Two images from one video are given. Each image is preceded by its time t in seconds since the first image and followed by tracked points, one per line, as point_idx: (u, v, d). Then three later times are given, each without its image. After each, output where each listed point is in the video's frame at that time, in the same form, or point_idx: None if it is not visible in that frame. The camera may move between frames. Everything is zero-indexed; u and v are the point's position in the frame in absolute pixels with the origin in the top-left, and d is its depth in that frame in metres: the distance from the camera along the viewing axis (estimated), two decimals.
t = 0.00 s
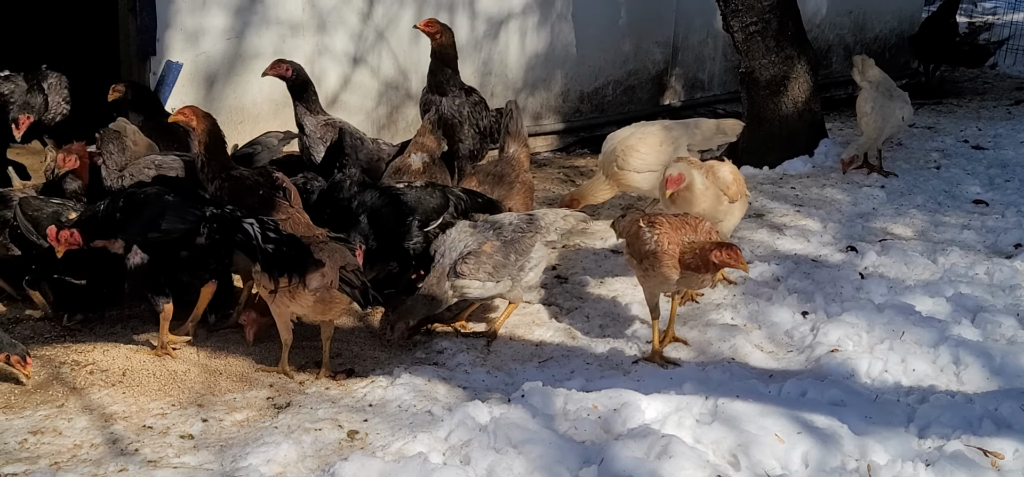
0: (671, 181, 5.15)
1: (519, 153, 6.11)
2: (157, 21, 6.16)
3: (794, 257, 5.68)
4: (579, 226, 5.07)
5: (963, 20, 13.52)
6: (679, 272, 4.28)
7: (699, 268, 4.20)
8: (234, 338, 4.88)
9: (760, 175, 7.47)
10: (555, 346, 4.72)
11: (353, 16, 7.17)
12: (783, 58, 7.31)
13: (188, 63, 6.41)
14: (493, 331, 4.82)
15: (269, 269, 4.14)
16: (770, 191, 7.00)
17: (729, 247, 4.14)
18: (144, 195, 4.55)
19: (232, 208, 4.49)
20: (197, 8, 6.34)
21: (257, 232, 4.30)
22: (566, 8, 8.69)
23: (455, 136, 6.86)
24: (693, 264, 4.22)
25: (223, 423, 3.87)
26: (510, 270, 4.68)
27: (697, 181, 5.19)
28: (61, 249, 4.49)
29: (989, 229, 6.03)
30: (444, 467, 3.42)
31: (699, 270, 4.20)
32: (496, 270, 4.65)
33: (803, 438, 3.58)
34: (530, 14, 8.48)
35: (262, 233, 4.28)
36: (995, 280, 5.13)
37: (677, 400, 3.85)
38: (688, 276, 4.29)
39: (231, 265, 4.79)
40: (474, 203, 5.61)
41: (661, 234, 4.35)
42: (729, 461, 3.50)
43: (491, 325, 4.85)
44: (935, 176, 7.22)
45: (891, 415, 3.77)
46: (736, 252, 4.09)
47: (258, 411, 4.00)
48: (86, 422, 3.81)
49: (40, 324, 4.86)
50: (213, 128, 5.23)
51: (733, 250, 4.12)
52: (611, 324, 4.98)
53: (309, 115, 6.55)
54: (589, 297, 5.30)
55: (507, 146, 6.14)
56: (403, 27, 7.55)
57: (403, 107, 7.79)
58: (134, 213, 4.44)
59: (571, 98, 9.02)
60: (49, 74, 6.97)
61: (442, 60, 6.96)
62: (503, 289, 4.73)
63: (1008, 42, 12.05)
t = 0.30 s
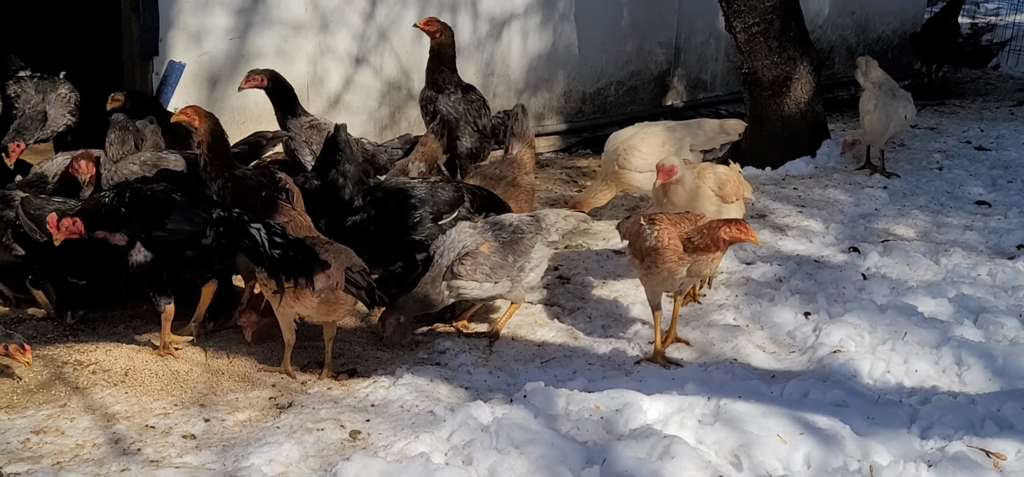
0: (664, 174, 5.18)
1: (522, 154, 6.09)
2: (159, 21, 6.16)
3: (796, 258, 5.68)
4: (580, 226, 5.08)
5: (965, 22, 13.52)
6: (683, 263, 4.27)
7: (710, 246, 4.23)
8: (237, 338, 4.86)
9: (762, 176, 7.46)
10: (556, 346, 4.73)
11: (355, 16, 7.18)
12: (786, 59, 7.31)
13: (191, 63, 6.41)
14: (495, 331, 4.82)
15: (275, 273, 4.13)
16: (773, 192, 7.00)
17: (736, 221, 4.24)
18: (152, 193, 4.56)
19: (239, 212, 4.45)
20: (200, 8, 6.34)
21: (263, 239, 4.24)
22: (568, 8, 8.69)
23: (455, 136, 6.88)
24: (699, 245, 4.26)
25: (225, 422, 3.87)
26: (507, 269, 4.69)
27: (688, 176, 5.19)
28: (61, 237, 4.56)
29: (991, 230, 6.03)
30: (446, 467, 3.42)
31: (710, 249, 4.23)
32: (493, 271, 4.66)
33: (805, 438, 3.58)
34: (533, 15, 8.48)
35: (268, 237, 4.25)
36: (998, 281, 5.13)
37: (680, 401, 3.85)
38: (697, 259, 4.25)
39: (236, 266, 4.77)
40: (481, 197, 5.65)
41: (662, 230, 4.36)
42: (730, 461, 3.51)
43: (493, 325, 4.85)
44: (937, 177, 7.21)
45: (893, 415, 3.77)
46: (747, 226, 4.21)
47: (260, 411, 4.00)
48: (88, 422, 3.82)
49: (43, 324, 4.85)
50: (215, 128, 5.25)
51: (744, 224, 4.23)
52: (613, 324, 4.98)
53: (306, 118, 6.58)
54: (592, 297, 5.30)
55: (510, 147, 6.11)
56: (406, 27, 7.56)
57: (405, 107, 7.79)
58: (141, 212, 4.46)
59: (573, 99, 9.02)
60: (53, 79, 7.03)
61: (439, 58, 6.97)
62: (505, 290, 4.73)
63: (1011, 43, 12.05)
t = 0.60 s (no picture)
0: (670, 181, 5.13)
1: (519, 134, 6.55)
2: (162, 22, 6.16)
3: (798, 259, 5.68)
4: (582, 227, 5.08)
5: (967, 23, 13.52)
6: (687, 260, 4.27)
7: (715, 241, 4.23)
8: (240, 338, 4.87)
9: (764, 177, 7.46)
10: (558, 347, 4.73)
11: (357, 17, 7.19)
12: (788, 60, 7.31)
13: (193, 64, 6.41)
14: (497, 332, 4.82)
15: (275, 280, 4.19)
16: (775, 193, 7.00)
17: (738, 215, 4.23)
18: (158, 188, 4.54)
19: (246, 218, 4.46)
20: (202, 8, 6.35)
21: (267, 246, 4.26)
22: (570, 9, 8.70)
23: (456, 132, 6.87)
24: (704, 239, 4.27)
25: (227, 423, 3.87)
26: (506, 258, 4.64)
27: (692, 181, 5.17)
28: (48, 206, 4.45)
29: (994, 231, 6.03)
30: (448, 468, 3.43)
31: (715, 243, 4.24)
32: (494, 256, 4.60)
33: (807, 440, 3.58)
34: (535, 15, 8.48)
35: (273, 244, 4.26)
36: (1000, 282, 5.13)
37: (682, 401, 3.85)
38: (701, 254, 4.24)
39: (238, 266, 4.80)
40: (504, 193, 5.59)
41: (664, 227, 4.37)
42: (733, 463, 3.51)
43: (495, 326, 4.85)
44: (939, 178, 7.21)
45: (895, 416, 3.77)
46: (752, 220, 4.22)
47: (262, 412, 4.00)
48: (91, 422, 3.82)
49: (45, 324, 4.84)
50: (218, 127, 5.25)
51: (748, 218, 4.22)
52: (615, 325, 4.98)
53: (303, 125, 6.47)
54: (594, 298, 5.31)
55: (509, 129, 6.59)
56: (408, 28, 7.56)
57: (407, 107, 7.80)
58: (147, 206, 4.44)
59: (575, 99, 9.02)
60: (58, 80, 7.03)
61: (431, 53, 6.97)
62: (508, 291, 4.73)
63: (1013, 44, 12.04)
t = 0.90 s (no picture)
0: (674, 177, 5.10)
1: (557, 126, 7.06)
2: (165, 21, 6.16)
3: (802, 259, 5.68)
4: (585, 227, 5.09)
5: (970, 23, 13.52)
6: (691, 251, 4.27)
7: (722, 230, 4.24)
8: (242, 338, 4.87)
9: (767, 177, 7.46)
10: (561, 347, 4.73)
11: (361, 17, 7.19)
12: (792, 60, 7.32)
13: (196, 64, 6.42)
14: (500, 332, 4.82)
15: (275, 281, 4.20)
16: (777, 193, 7.00)
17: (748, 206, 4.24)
18: (159, 190, 4.58)
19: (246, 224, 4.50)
20: (205, 8, 6.35)
21: (267, 249, 4.29)
22: (573, 9, 8.70)
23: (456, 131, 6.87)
24: (711, 229, 4.27)
25: (230, 423, 3.87)
26: (502, 250, 4.62)
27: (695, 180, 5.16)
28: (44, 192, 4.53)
29: (997, 231, 6.04)
30: (451, 468, 3.43)
31: (722, 231, 4.24)
32: (488, 248, 4.58)
33: (810, 440, 3.58)
34: (538, 16, 8.49)
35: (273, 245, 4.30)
36: (1004, 283, 5.13)
37: (685, 402, 3.85)
38: (705, 244, 4.27)
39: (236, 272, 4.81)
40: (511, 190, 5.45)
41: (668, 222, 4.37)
42: (736, 463, 3.50)
43: (498, 326, 4.86)
44: (941, 179, 7.21)
45: (898, 416, 3.77)
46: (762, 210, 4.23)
47: (265, 411, 4.00)
48: (94, 422, 3.82)
49: (48, 323, 4.84)
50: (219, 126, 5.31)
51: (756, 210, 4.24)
52: (618, 326, 4.99)
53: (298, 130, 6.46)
54: (596, 298, 5.31)
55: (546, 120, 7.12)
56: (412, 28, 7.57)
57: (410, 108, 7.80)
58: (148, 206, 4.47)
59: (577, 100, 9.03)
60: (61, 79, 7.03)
61: (426, 58, 7.05)
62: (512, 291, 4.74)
63: (1016, 45, 12.04)
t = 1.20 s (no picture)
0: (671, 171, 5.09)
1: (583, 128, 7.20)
2: (167, 21, 6.17)
3: (803, 260, 5.68)
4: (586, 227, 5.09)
5: (971, 24, 13.52)
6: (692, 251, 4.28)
7: (726, 230, 4.23)
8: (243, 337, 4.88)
9: (768, 178, 7.46)
10: (562, 348, 4.73)
11: (362, 17, 7.20)
12: (793, 61, 7.32)
13: (197, 63, 6.42)
14: (501, 332, 4.82)
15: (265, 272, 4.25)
16: (779, 194, 7.00)
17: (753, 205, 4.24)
18: (144, 189, 4.45)
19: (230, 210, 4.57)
20: (206, 9, 6.36)
21: (258, 234, 4.39)
22: (574, 9, 8.71)
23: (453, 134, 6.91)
24: (716, 229, 4.26)
25: (231, 422, 3.87)
26: (484, 252, 4.59)
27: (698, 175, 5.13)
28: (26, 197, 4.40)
29: (999, 232, 6.03)
30: (452, 468, 3.43)
31: (726, 231, 4.24)
32: (471, 248, 4.57)
33: (812, 441, 3.57)
34: (539, 16, 8.50)
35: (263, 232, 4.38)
36: (1005, 284, 5.13)
37: (686, 402, 3.85)
38: (707, 244, 4.27)
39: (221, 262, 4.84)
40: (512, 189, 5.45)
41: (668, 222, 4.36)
42: (737, 463, 3.49)
43: (499, 326, 4.85)
44: (943, 180, 7.20)
45: (899, 417, 3.77)
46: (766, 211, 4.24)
47: (266, 411, 4.00)
48: (95, 421, 3.82)
49: (48, 323, 4.86)
50: (223, 123, 5.30)
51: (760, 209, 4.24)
52: (619, 326, 4.98)
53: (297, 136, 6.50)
54: (597, 298, 5.31)
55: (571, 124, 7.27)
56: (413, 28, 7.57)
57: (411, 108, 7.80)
58: (134, 206, 4.34)
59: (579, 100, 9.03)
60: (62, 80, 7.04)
61: (414, 64, 7.06)
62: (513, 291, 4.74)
63: (1018, 45, 12.04)
